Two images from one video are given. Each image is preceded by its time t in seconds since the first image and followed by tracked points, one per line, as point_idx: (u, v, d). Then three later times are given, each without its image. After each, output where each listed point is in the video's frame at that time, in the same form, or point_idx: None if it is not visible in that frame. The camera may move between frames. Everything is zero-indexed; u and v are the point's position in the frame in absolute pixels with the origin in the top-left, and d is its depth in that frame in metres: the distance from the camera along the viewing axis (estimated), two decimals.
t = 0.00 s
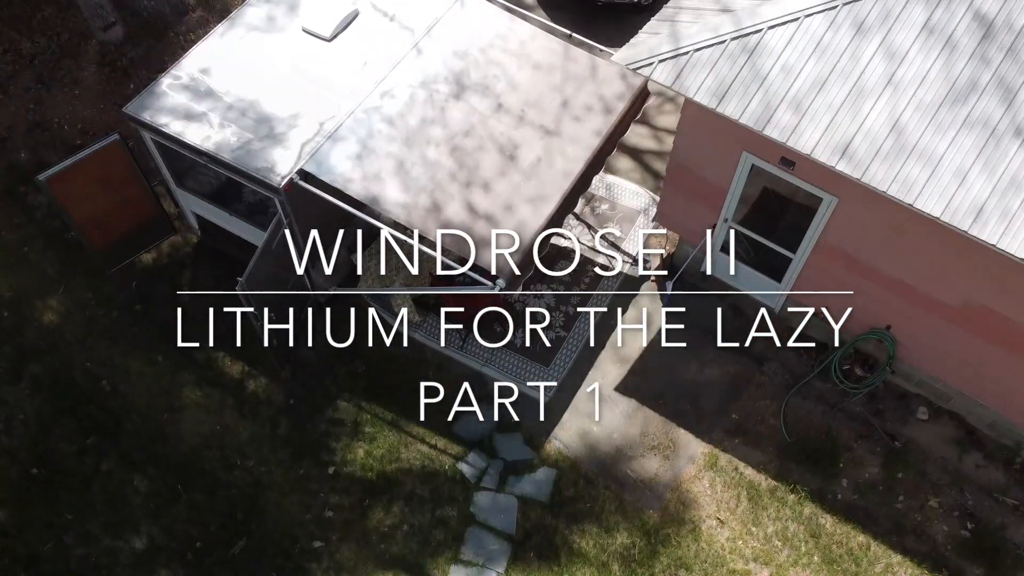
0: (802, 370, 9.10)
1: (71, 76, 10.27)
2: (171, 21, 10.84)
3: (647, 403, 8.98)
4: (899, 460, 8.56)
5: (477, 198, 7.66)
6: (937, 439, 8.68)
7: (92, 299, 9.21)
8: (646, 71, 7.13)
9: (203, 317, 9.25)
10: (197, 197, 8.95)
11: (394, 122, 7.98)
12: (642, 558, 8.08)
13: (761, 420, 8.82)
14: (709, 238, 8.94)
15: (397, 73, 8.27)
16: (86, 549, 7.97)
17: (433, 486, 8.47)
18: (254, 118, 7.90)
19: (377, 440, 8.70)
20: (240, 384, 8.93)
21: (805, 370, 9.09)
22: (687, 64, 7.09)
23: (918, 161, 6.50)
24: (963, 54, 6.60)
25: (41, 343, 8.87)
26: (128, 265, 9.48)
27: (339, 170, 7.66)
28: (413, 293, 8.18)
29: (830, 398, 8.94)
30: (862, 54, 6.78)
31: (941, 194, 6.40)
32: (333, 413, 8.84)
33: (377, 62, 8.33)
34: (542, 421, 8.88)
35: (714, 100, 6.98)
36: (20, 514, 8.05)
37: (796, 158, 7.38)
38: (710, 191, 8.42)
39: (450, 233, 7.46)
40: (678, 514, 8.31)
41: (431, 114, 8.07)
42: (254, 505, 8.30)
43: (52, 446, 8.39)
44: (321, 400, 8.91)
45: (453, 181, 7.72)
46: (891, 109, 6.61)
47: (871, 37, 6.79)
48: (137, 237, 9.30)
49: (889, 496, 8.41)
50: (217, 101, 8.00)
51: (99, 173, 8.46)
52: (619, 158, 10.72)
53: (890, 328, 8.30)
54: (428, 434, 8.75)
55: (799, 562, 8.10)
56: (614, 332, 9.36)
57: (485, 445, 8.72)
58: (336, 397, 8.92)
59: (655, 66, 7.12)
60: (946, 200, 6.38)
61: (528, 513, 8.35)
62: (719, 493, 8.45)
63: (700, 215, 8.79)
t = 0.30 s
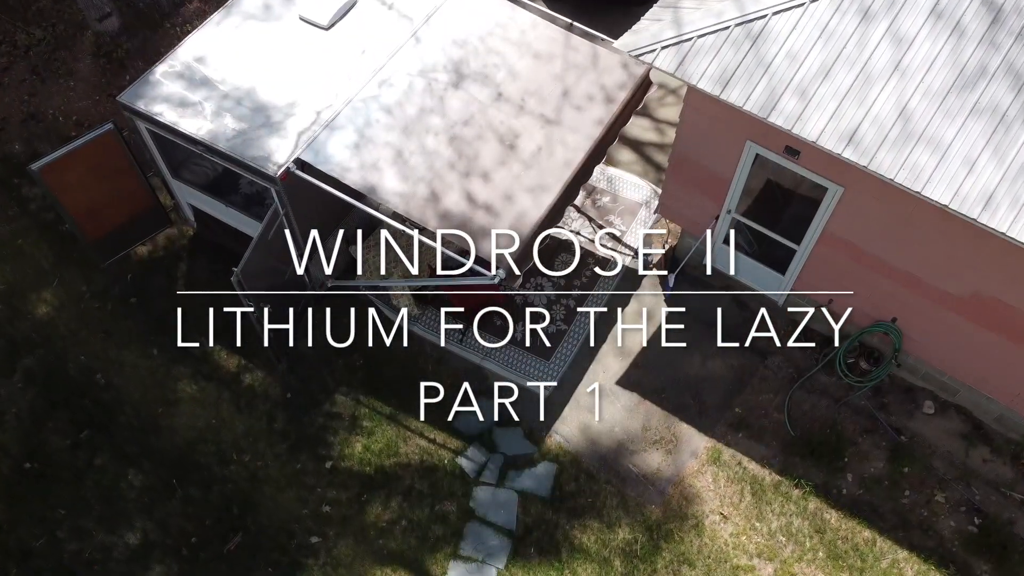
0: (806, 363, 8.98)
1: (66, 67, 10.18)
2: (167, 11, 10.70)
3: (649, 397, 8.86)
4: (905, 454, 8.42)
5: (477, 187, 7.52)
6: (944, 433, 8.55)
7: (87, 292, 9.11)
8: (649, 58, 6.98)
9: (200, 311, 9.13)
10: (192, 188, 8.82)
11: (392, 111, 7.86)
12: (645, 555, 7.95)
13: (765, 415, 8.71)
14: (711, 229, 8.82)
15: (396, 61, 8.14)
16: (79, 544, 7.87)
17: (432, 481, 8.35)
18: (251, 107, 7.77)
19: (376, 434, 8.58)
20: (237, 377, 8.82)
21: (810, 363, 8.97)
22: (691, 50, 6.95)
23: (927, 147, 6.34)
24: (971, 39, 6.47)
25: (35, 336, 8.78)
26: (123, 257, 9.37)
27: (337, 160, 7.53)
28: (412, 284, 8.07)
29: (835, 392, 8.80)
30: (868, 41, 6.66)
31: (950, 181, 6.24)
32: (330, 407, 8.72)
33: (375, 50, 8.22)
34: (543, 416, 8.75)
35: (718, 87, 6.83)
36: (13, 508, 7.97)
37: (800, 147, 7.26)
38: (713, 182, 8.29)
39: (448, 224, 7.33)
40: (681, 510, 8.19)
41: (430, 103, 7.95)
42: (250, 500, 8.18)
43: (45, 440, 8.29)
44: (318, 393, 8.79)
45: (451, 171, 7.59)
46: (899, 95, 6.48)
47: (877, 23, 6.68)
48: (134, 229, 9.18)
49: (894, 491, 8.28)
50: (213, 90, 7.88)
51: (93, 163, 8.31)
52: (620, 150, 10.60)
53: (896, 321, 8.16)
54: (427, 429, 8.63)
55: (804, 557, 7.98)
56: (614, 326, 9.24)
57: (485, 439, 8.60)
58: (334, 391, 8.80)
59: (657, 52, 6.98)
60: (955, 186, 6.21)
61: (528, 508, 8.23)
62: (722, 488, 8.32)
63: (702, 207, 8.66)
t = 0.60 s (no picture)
0: (811, 360, 8.83)
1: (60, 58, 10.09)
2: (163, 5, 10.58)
3: (652, 395, 8.70)
4: (913, 452, 8.26)
5: (477, 180, 7.37)
6: (952, 431, 8.40)
7: (80, 288, 8.97)
8: (653, 46, 6.83)
9: (195, 307, 8.98)
10: (187, 181, 8.64)
11: (391, 102, 7.72)
12: (648, 555, 7.79)
13: (769, 413, 8.55)
14: (714, 224, 8.67)
15: (394, 52, 8.01)
16: (71, 544, 7.70)
17: (431, 479, 8.20)
18: (247, 98, 7.63)
19: (374, 433, 8.43)
20: (232, 375, 8.66)
21: (815, 361, 8.82)
22: (695, 38, 6.80)
23: (937, 136, 6.18)
24: (980, 26, 6.34)
25: (27, 332, 8.64)
26: (117, 253, 9.22)
27: (335, 151, 7.38)
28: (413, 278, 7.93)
29: (841, 390, 8.65)
30: (875, 28, 6.52)
31: (960, 170, 6.08)
32: (328, 405, 8.57)
33: (374, 41, 8.09)
34: (544, 414, 8.59)
35: (723, 75, 6.67)
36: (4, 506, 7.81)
37: (806, 138, 7.11)
38: (716, 174, 8.15)
39: (447, 217, 7.18)
40: (684, 510, 8.02)
41: (429, 94, 7.82)
42: (245, 500, 8.02)
43: (37, 438, 8.14)
44: (315, 390, 8.64)
45: (449, 163, 7.45)
46: (907, 83, 6.34)
47: (884, 11, 6.54)
48: (128, 224, 9.02)
49: (902, 490, 8.12)
50: (208, 82, 7.74)
51: (86, 156, 8.15)
52: (622, 145, 10.47)
53: (903, 316, 7.99)
54: (426, 427, 8.48)
55: (810, 558, 7.81)
56: (615, 322, 9.09)
57: (485, 437, 8.44)
58: (332, 388, 8.65)
59: (661, 40, 6.83)
60: (966, 175, 6.06)
61: (529, 507, 8.07)
62: (727, 487, 8.16)
63: (706, 201, 8.51)
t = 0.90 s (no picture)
0: (817, 373, 8.66)
1: (58, 69, 10.08)
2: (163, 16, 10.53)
3: (655, 409, 8.51)
4: (923, 467, 8.05)
5: (476, 187, 7.24)
6: (963, 445, 8.20)
7: (74, 300, 8.83)
8: (655, 51, 6.74)
9: (190, 319, 8.82)
10: (184, 192, 8.50)
11: (390, 109, 7.61)
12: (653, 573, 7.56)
13: (776, 427, 8.36)
14: (718, 234, 8.53)
15: (393, 60, 7.92)
16: (59, 562, 7.48)
17: (430, 495, 7.99)
18: (245, 106, 7.52)
19: (371, 448, 8.24)
20: (227, 388, 8.49)
21: (821, 374, 8.64)
22: (698, 44, 6.71)
23: (946, 140, 6.05)
24: (988, 29, 6.23)
25: (19, 345, 8.50)
26: (112, 264, 9.08)
27: (333, 158, 7.25)
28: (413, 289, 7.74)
29: (849, 404, 8.47)
30: (881, 31, 6.41)
31: (970, 175, 5.94)
32: (325, 419, 8.39)
33: (373, 48, 8.00)
34: (545, 428, 8.40)
35: (727, 80, 6.57)
36: None
37: (812, 144, 6.98)
38: (720, 183, 8.02)
39: (446, 225, 7.03)
40: (690, 526, 7.81)
41: (428, 101, 7.72)
42: (238, 516, 7.80)
43: (28, 452, 7.97)
44: (312, 403, 8.46)
45: (448, 171, 7.32)
46: (915, 87, 6.22)
47: (890, 14, 6.44)
48: (123, 236, 8.90)
49: (913, 506, 7.90)
50: (205, 89, 7.64)
51: (81, 165, 8.03)
52: (624, 157, 10.35)
53: (912, 327, 7.82)
54: (425, 441, 8.29)
55: None
56: (617, 334, 8.93)
57: (485, 452, 8.24)
58: (329, 402, 8.47)
59: (664, 46, 6.74)
60: (976, 180, 5.92)
61: (529, 523, 7.87)
62: (733, 503, 7.95)
63: (710, 210, 8.38)
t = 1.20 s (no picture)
0: (823, 394, 8.51)
1: (58, 86, 10.22)
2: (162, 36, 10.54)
3: (659, 431, 8.34)
4: (933, 490, 7.87)
5: (476, 204, 7.13)
6: (973, 468, 8.03)
7: (68, 319, 8.72)
8: (657, 66, 6.70)
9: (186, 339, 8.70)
10: (180, 210, 8.42)
11: (389, 126, 7.54)
12: None
13: (782, 449, 8.19)
14: (722, 252, 8.42)
15: (393, 77, 7.87)
16: None
17: (429, 519, 7.80)
18: (243, 122, 7.46)
19: (369, 470, 8.06)
20: (223, 409, 8.34)
21: (827, 395, 8.49)
22: (700, 58, 6.67)
23: (952, 154, 5.96)
24: (993, 42, 6.17)
25: (13, 366, 8.39)
26: (107, 283, 8.98)
27: (332, 175, 7.16)
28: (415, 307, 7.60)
29: (855, 425, 8.31)
30: (884, 45, 6.36)
31: (978, 189, 5.85)
32: (322, 440, 8.22)
33: (373, 65, 7.95)
34: (547, 450, 8.22)
35: (730, 94, 6.51)
36: None
37: (816, 160, 6.90)
38: (724, 201, 7.93)
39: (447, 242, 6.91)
40: (695, 551, 7.62)
41: (428, 118, 7.65)
42: (232, 540, 7.60)
43: (18, 475, 7.81)
44: (308, 424, 8.30)
45: (448, 187, 7.23)
46: (920, 101, 6.14)
47: (893, 27, 6.39)
48: (120, 255, 8.81)
49: (924, 530, 7.71)
50: (203, 106, 7.58)
51: (78, 183, 7.95)
52: (625, 176, 10.28)
53: (920, 346, 7.67)
54: (424, 464, 8.12)
55: None
56: (619, 354, 8.79)
57: (485, 474, 8.06)
58: (326, 423, 8.31)
59: (665, 60, 6.70)
60: (984, 194, 5.82)
61: (530, 548, 7.66)
62: (739, 527, 7.76)
63: (713, 227, 8.27)
